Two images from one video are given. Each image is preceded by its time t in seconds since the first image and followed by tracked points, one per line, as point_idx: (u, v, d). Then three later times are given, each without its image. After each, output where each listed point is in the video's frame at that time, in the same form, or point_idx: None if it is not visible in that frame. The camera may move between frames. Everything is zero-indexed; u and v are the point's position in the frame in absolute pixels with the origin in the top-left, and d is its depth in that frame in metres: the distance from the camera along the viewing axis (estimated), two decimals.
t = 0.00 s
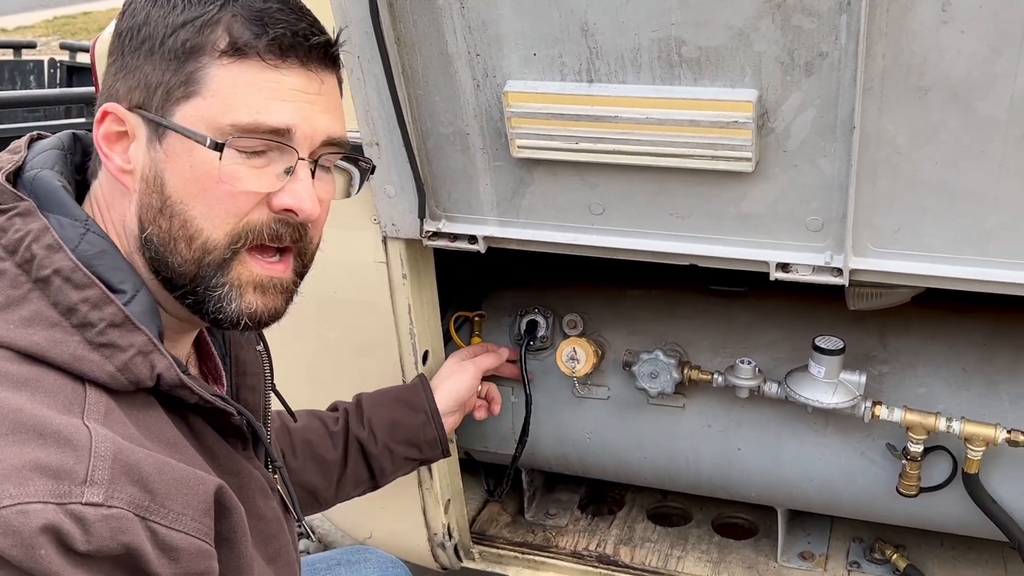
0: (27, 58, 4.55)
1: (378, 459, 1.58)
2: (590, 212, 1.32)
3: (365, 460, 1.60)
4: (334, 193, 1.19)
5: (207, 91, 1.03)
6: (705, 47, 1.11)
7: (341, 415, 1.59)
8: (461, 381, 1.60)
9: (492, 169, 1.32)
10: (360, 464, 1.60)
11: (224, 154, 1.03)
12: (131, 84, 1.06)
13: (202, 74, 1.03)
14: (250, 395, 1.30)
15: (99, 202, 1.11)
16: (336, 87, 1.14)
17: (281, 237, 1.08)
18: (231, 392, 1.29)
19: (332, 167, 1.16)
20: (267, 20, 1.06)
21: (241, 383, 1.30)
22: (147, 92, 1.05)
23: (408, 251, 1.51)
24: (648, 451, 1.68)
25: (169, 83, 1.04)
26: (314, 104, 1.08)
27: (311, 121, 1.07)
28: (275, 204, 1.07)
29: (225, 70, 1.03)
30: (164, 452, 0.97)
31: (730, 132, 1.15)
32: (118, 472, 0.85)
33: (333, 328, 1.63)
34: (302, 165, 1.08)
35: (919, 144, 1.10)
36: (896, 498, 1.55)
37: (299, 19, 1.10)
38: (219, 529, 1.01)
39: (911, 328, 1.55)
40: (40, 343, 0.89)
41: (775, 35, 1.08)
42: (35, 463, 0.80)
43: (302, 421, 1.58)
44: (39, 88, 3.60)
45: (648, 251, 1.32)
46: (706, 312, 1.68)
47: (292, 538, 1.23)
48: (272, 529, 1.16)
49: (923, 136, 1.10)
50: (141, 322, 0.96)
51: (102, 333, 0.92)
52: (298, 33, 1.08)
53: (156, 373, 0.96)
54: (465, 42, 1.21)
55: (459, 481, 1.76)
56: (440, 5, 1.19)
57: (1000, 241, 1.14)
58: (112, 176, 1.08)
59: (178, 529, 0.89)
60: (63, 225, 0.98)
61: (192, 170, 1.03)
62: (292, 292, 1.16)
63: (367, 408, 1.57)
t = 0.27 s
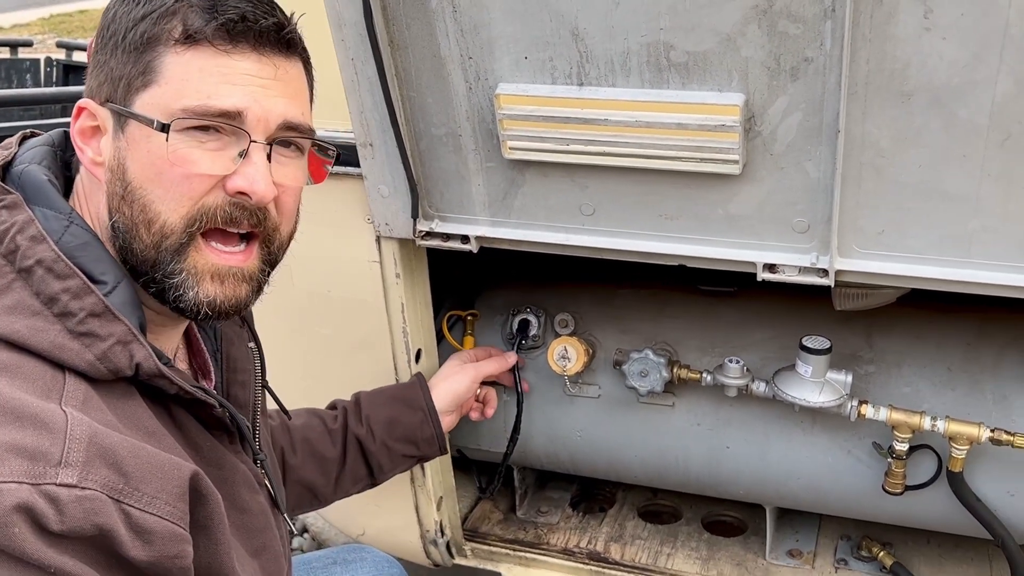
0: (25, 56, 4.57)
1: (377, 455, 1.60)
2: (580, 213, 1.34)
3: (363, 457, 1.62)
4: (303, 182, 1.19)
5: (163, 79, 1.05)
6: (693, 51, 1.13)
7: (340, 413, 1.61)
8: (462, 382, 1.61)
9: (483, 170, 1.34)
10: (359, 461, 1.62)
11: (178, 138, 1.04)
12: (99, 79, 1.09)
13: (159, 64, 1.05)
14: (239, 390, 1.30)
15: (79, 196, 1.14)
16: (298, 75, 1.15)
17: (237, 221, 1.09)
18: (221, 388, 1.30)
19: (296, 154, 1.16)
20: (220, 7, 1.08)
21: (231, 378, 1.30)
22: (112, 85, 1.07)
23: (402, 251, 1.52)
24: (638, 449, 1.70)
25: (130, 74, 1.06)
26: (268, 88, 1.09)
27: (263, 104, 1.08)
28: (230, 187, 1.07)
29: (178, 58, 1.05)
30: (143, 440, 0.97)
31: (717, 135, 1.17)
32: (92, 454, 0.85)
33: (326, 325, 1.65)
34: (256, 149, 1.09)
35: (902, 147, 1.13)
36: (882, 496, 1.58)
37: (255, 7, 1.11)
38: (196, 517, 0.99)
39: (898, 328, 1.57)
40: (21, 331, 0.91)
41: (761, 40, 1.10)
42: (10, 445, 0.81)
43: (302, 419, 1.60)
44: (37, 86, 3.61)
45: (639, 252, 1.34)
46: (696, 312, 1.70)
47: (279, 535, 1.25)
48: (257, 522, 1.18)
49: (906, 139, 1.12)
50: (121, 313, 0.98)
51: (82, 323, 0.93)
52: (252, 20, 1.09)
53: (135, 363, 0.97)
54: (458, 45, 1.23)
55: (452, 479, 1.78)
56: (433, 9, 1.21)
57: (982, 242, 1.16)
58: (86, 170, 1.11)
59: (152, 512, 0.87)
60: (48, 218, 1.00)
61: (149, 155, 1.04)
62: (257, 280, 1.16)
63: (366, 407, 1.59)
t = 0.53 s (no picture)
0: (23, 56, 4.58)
1: (373, 466, 1.61)
2: (578, 213, 1.35)
3: (360, 467, 1.63)
4: (298, 179, 1.20)
5: (157, 78, 1.06)
6: (690, 54, 1.14)
7: (338, 422, 1.62)
8: (462, 396, 1.63)
9: (482, 170, 1.35)
10: (356, 471, 1.63)
11: (171, 135, 1.05)
12: (96, 79, 1.11)
13: (153, 63, 1.06)
14: (240, 387, 1.31)
15: (78, 193, 1.16)
16: (292, 72, 1.16)
17: (231, 217, 1.10)
18: (222, 385, 1.31)
19: (290, 150, 1.17)
20: (214, 6, 1.09)
21: (232, 376, 1.31)
22: (108, 84, 1.09)
23: (402, 251, 1.54)
24: (634, 448, 1.71)
25: (126, 73, 1.07)
26: (262, 86, 1.10)
27: (255, 101, 1.09)
28: (223, 184, 1.09)
29: (172, 56, 1.06)
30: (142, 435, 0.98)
31: (713, 136, 1.18)
32: (90, 446, 0.86)
33: (326, 324, 1.66)
34: (248, 146, 1.10)
35: (896, 149, 1.14)
36: (877, 495, 1.59)
37: (249, 6, 1.12)
38: (193, 510, 1.00)
39: (893, 329, 1.58)
40: (21, 326, 0.92)
41: (757, 43, 1.11)
42: (10, 436, 0.81)
43: (300, 426, 1.61)
44: (36, 87, 3.63)
45: (636, 252, 1.36)
46: (693, 312, 1.71)
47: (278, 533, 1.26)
48: (256, 518, 1.19)
49: (900, 141, 1.13)
50: (122, 309, 0.98)
51: (82, 318, 0.95)
52: (246, 19, 1.10)
53: (134, 358, 0.98)
54: (457, 47, 1.24)
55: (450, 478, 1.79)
56: (433, 11, 1.22)
57: (975, 243, 1.18)
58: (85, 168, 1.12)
59: (148, 504, 0.88)
60: (49, 215, 1.01)
61: (143, 151, 1.05)
62: (254, 275, 1.17)
63: (364, 417, 1.60)
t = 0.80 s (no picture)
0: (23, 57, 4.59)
1: (377, 476, 1.61)
2: (580, 214, 1.36)
3: (363, 476, 1.62)
4: (305, 174, 1.21)
5: (165, 73, 1.07)
6: (692, 55, 1.15)
7: (343, 432, 1.62)
8: (467, 411, 1.63)
9: (485, 171, 1.36)
10: (359, 480, 1.62)
11: (177, 129, 1.06)
12: (106, 76, 1.12)
13: (161, 59, 1.07)
14: (247, 387, 1.31)
15: (88, 192, 1.16)
16: (298, 68, 1.17)
17: (237, 210, 1.10)
18: (229, 384, 1.31)
19: (296, 146, 1.18)
20: (221, 3, 1.09)
21: (239, 376, 1.31)
22: (117, 81, 1.10)
23: (404, 251, 1.54)
24: (635, 448, 1.72)
25: (134, 70, 1.08)
26: (268, 81, 1.11)
27: (261, 95, 1.10)
28: (229, 176, 1.09)
29: (179, 52, 1.07)
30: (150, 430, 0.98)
31: (715, 138, 1.19)
32: (99, 439, 0.86)
33: (327, 324, 1.66)
34: (254, 139, 1.10)
35: (897, 151, 1.15)
36: (877, 496, 1.59)
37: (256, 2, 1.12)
38: (200, 505, 1.00)
39: (893, 330, 1.59)
40: (33, 320, 0.92)
41: (759, 45, 1.12)
42: (20, 427, 0.82)
43: (304, 434, 1.61)
44: (37, 88, 3.63)
45: (637, 253, 1.36)
46: (694, 313, 1.72)
47: (283, 531, 1.27)
48: (262, 516, 1.19)
49: (901, 143, 1.14)
50: (131, 305, 0.99)
51: (92, 313, 0.95)
52: (252, 14, 1.11)
53: (143, 353, 0.98)
54: (460, 48, 1.24)
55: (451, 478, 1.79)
56: (436, 12, 1.23)
57: (976, 244, 1.18)
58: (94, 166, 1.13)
59: (157, 497, 0.88)
60: (61, 211, 1.01)
61: (150, 146, 1.06)
62: (264, 266, 1.17)
63: (369, 426, 1.61)
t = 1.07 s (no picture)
0: (25, 58, 4.59)
1: (387, 474, 1.60)
2: (581, 214, 1.36)
3: (372, 474, 1.62)
4: (309, 175, 1.21)
5: (171, 73, 1.07)
6: (693, 57, 1.15)
7: (351, 430, 1.62)
8: (473, 411, 1.65)
9: (486, 172, 1.36)
10: (368, 478, 1.62)
11: (184, 129, 1.06)
12: (112, 75, 1.12)
13: (166, 59, 1.07)
14: (251, 387, 1.31)
15: (93, 190, 1.16)
16: (303, 69, 1.17)
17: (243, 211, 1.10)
18: (233, 384, 1.31)
19: (301, 146, 1.18)
20: (227, 3, 1.09)
21: (243, 376, 1.31)
22: (123, 80, 1.10)
23: (405, 252, 1.54)
24: (635, 449, 1.72)
25: (140, 69, 1.09)
26: (273, 82, 1.11)
27: (266, 95, 1.10)
28: (233, 176, 1.09)
29: (185, 52, 1.07)
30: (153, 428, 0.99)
31: (717, 139, 1.19)
32: (104, 435, 0.86)
33: (328, 325, 1.66)
34: (259, 140, 1.10)
35: (898, 152, 1.15)
36: (877, 497, 1.59)
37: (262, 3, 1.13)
38: (203, 502, 1.01)
39: (894, 331, 1.59)
40: (38, 318, 0.92)
41: (760, 46, 1.12)
42: (25, 423, 0.82)
43: (313, 433, 1.60)
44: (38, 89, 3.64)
45: (638, 254, 1.36)
46: (694, 314, 1.72)
47: (286, 531, 1.27)
48: (264, 516, 1.19)
49: (902, 144, 1.14)
50: (135, 303, 0.99)
51: (97, 310, 0.95)
52: (258, 16, 1.11)
53: (148, 351, 0.98)
54: (462, 49, 1.24)
55: (451, 479, 1.79)
56: (438, 13, 1.23)
57: (977, 246, 1.18)
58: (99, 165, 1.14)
59: (161, 493, 0.89)
60: (67, 209, 1.01)
61: (155, 145, 1.07)
62: (268, 263, 1.17)
63: (377, 424, 1.60)
